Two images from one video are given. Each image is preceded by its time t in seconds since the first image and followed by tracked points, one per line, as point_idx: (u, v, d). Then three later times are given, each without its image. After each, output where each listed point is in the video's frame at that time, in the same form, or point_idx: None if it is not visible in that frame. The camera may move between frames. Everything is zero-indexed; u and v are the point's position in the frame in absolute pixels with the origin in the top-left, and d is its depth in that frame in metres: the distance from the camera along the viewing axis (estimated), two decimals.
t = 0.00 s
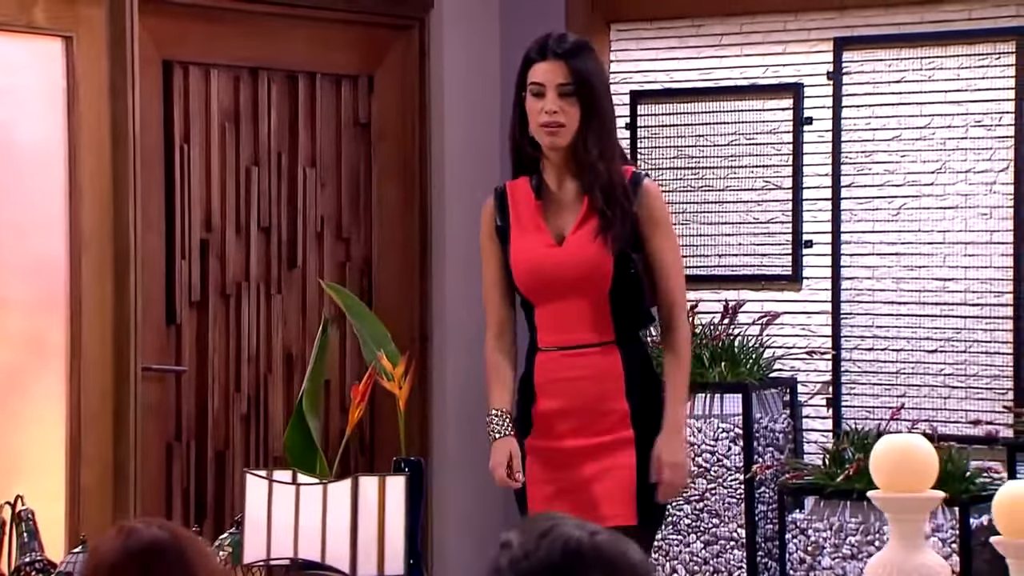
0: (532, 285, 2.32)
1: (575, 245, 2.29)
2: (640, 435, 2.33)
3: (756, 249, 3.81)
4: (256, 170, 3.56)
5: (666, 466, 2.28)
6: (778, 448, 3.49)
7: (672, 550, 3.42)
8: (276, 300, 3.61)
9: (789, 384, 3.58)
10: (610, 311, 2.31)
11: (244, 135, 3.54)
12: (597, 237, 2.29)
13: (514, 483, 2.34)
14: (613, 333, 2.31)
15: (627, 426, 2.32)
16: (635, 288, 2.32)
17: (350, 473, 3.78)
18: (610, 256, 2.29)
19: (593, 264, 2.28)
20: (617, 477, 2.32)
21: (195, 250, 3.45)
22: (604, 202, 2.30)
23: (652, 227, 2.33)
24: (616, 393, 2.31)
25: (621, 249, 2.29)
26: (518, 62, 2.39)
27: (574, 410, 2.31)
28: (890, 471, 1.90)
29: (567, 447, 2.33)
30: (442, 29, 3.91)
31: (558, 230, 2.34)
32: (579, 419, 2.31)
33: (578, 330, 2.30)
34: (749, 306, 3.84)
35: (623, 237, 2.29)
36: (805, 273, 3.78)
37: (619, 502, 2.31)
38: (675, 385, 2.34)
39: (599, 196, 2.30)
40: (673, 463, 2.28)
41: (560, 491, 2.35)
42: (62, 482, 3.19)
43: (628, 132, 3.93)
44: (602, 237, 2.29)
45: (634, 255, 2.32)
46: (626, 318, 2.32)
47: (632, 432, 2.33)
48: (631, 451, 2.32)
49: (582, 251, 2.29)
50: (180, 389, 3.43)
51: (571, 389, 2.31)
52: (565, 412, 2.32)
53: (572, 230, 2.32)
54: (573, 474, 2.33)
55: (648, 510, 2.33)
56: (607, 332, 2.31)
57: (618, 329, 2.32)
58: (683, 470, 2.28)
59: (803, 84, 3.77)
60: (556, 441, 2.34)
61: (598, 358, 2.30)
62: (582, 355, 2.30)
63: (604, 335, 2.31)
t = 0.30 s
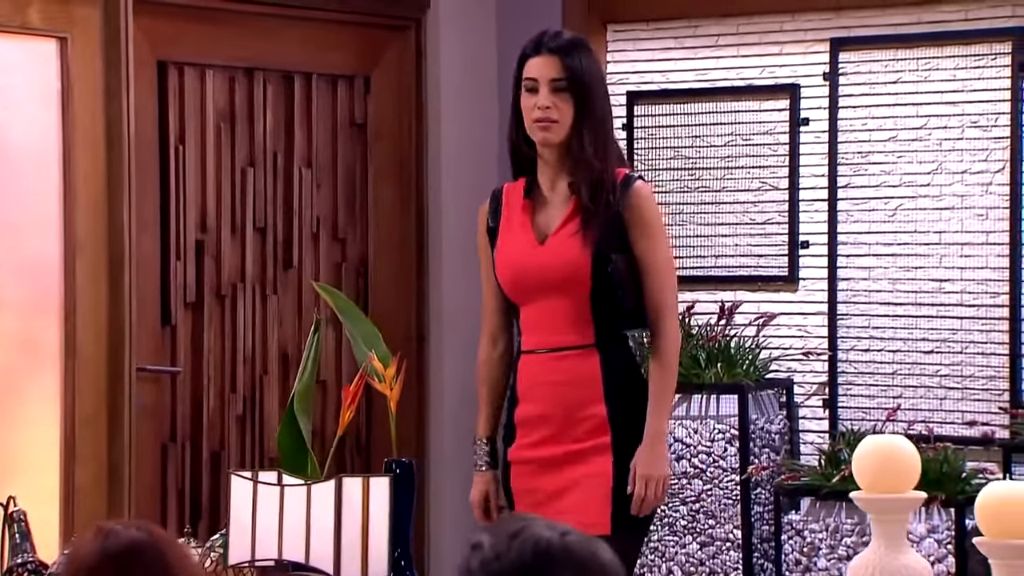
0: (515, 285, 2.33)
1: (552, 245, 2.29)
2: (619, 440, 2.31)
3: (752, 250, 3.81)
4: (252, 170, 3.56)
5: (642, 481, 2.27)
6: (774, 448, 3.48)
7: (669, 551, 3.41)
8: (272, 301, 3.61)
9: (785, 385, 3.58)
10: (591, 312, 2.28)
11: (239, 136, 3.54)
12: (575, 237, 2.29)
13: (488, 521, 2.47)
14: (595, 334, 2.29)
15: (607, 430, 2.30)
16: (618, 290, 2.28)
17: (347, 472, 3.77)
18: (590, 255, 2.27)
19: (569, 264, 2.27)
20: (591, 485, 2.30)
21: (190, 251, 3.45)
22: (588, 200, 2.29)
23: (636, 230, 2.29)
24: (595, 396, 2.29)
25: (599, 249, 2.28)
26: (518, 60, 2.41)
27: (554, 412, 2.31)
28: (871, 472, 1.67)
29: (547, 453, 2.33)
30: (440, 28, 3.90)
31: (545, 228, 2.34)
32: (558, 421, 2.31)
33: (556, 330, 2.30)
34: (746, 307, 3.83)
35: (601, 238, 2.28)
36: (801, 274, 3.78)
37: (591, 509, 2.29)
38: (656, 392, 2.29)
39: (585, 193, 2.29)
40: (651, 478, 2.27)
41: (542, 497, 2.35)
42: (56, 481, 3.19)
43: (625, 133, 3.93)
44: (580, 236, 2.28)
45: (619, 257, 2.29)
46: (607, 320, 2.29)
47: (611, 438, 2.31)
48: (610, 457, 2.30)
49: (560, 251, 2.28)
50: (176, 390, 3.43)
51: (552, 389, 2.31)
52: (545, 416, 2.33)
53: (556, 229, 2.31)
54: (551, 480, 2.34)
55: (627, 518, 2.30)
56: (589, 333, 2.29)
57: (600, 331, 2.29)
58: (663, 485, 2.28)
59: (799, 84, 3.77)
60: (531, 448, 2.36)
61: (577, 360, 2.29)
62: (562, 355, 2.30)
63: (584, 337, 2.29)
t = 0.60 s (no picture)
0: (511, 281, 2.25)
1: (547, 240, 2.21)
2: (607, 443, 2.19)
3: (759, 251, 3.81)
4: (259, 172, 3.56)
5: (634, 482, 2.14)
6: (782, 449, 3.48)
7: (676, 551, 3.38)
8: (280, 302, 3.61)
9: (793, 386, 3.59)
10: (579, 311, 2.19)
11: (247, 138, 3.54)
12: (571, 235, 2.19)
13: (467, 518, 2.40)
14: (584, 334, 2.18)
15: (593, 430, 2.19)
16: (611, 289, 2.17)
17: (354, 473, 3.78)
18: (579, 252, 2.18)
19: (562, 259, 2.19)
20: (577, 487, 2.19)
21: (197, 252, 3.46)
22: (585, 196, 2.20)
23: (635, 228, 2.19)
24: (580, 395, 2.19)
25: (594, 247, 2.18)
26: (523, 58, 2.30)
27: (542, 412, 2.22)
28: (867, 473, 1.81)
29: (536, 452, 2.23)
30: (448, 30, 3.92)
31: (546, 226, 2.25)
32: (546, 420, 2.21)
33: (548, 328, 2.21)
34: (753, 308, 3.84)
35: (595, 235, 2.18)
36: (808, 275, 3.77)
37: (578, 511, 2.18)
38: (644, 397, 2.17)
39: (586, 191, 2.20)
40: (644, 480, 2.14)
41: (534, 499, 2.24)
42: (64, 482, 3.21)
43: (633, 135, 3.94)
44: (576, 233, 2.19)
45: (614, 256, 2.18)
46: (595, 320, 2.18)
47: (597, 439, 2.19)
48: (597, 458, 2.18)
49: (554, 245, 2.20)
50: (183, 390, 3.44)
51: (538, 387, 2.22)
52: (535, 414, 2.23)
53: (554, 226, 2.22)
54: (545, 481, 2.22)
55: (613, 523, 2.18)
56: (577, 332, 2.19)
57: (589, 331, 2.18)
58: (658, 485, 2.15)
59: (807, 85, 3.77)
60: (529, 446, 2.24)
61: (567, 358, 2.19)
62: (548, 353, 2.21)
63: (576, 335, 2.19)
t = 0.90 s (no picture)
0: (498, 282, 2.19)
1: (529, 243, 2.14)
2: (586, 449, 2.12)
3: (769, 251, 3.81)
4: (268, 173, 3.57)
5: (589, 486, 2.08)
6: (789, 449, 3.47)
7: (684, 552, 3.34)
8: (289, 302, 3.61)
9: (801, 386, 3.58)
10: (563, 314, 2.11)
11: (255, 139, 3.55)
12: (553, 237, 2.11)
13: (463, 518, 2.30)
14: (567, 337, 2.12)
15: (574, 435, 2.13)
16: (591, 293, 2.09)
17: (364, 473, 3.78)
18: (561, 254, 2.10)
19: (542, 261, 2.11)
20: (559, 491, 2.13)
21: (206, 253, 3.47)
22: (568, 196, 2.12)
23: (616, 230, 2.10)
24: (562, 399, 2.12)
25: (574, 251, 2.10)
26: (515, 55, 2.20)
27: (526, 416, 2.15)
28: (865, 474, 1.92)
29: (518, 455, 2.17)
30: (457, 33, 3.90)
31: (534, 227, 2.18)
32: (529, 423, 2.15)
33: (532, 331, 2.14)
34: (762, 309, 3.83)
35: (575, 238, 2.10)
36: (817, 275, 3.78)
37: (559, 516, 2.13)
38: (615, 405, 2.07)
39: (570, 192, 2.12)
40: (599, 487, 2.08)
41: (513, 501, 2.18)
42: (73, 482, 3.22)
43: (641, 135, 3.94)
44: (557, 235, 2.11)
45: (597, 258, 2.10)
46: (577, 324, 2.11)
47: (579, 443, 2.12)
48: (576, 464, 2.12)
49: (535, 248, 2.12)
50: (192, 390, 3.45)
51: (523, 392, 2.15)
52: (518, 417, 2.17)
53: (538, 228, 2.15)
54: (533, 483, 2.16)
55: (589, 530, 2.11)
56: (560, 336, 2.12)
57: (571, 334, 2.11)
58: (611, 496, 2.07)
59: (815, 85, 3.78)
60: (517, 446, 2.18)
61: (549, 363, 2.13)
62: (532, 357, 2.14)
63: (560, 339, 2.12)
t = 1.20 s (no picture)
0: (480, 313, 2.18)
1: (519, 275, 2.14)
2: (571, 483, 2.14)
3: (791, 251, 3.81)
4: (291, 173, 3.58)
5: (592, 520, 2.11)
6: (812, 449, 3.45)
7: (706, 552, 3.34)
8: (311, 302, 3.62)
9: (823, 387, 3.57)
10: (550, 347, 2.12)
11: (279, 140, 3.56)
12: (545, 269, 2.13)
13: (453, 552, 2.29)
14: (556, 370, 2.12)
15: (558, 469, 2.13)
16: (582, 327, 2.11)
17: (387, 473, 3.79)
18: (553, 286, 2.11)
19: (531, 292, 2.12)
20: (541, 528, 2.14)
21: (229, 252, 3.48)
22: (559, 230, 2.14)
23: (611, 266, 2.13)
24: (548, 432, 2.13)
25: (566, 283, 2.11)
26: (496, 88, 2.23)
27: (509, 449, 2.16)
28: (874, 475, 1.75)
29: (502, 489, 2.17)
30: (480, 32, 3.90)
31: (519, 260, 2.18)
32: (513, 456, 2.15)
33: (517, 362, 2.14)
34: (785, 308, 3.82)
35: (569, 270, 2.11)
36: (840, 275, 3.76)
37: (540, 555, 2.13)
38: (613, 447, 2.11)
39: (563, 225, 2.14)
40: (604, 519, 2.11)
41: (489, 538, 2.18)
42: (97, 482, 3.24)
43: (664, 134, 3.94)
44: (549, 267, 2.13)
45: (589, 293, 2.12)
46: (567, 359, 2.12)
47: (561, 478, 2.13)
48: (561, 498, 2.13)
49: (526, 278, 2.13)
50: (215, 390, 3.46)
51: (507, 423, 2.15)
52: (501, 450, 2.17)
53: (527, 260, 2.16)
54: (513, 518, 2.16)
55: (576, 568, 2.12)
56: (546, 368, 2.12)
57: (560, 367, 2.12)
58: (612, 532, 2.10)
59: (838, 85, 3.76)
60: (497, 481, 2.18)
61: (533, 394, 2.13)
62: (514, 388, 2.15)
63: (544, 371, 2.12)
